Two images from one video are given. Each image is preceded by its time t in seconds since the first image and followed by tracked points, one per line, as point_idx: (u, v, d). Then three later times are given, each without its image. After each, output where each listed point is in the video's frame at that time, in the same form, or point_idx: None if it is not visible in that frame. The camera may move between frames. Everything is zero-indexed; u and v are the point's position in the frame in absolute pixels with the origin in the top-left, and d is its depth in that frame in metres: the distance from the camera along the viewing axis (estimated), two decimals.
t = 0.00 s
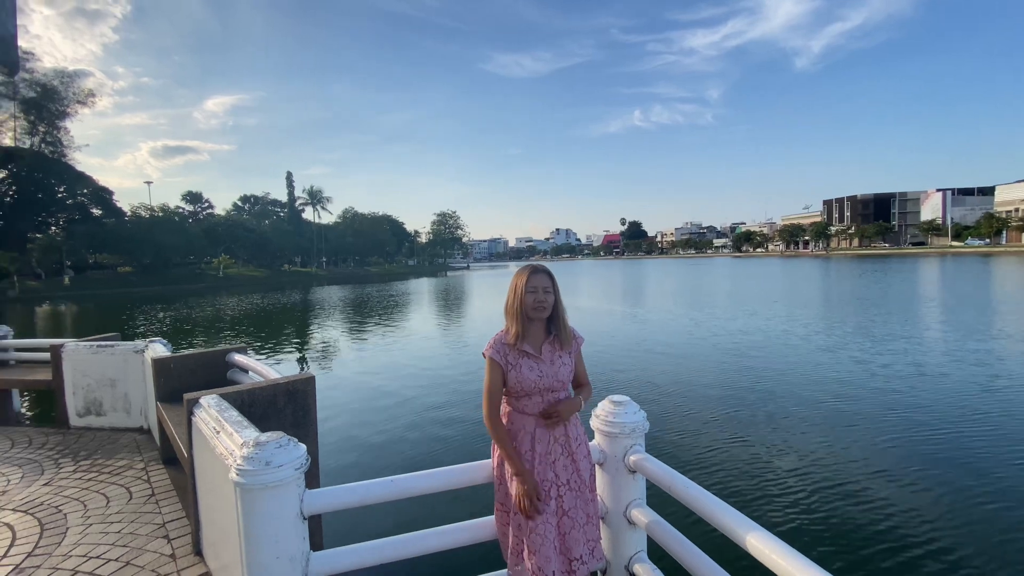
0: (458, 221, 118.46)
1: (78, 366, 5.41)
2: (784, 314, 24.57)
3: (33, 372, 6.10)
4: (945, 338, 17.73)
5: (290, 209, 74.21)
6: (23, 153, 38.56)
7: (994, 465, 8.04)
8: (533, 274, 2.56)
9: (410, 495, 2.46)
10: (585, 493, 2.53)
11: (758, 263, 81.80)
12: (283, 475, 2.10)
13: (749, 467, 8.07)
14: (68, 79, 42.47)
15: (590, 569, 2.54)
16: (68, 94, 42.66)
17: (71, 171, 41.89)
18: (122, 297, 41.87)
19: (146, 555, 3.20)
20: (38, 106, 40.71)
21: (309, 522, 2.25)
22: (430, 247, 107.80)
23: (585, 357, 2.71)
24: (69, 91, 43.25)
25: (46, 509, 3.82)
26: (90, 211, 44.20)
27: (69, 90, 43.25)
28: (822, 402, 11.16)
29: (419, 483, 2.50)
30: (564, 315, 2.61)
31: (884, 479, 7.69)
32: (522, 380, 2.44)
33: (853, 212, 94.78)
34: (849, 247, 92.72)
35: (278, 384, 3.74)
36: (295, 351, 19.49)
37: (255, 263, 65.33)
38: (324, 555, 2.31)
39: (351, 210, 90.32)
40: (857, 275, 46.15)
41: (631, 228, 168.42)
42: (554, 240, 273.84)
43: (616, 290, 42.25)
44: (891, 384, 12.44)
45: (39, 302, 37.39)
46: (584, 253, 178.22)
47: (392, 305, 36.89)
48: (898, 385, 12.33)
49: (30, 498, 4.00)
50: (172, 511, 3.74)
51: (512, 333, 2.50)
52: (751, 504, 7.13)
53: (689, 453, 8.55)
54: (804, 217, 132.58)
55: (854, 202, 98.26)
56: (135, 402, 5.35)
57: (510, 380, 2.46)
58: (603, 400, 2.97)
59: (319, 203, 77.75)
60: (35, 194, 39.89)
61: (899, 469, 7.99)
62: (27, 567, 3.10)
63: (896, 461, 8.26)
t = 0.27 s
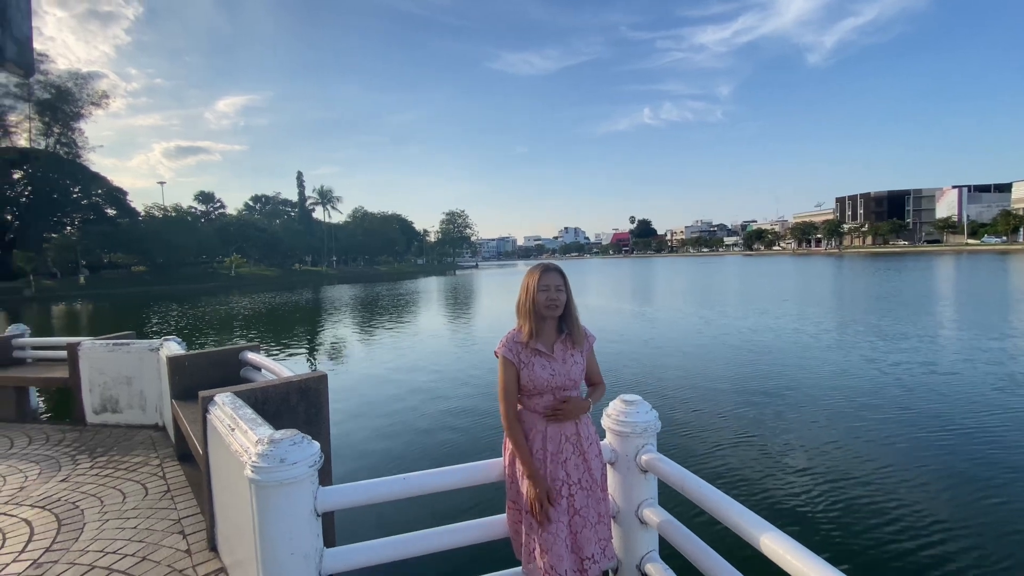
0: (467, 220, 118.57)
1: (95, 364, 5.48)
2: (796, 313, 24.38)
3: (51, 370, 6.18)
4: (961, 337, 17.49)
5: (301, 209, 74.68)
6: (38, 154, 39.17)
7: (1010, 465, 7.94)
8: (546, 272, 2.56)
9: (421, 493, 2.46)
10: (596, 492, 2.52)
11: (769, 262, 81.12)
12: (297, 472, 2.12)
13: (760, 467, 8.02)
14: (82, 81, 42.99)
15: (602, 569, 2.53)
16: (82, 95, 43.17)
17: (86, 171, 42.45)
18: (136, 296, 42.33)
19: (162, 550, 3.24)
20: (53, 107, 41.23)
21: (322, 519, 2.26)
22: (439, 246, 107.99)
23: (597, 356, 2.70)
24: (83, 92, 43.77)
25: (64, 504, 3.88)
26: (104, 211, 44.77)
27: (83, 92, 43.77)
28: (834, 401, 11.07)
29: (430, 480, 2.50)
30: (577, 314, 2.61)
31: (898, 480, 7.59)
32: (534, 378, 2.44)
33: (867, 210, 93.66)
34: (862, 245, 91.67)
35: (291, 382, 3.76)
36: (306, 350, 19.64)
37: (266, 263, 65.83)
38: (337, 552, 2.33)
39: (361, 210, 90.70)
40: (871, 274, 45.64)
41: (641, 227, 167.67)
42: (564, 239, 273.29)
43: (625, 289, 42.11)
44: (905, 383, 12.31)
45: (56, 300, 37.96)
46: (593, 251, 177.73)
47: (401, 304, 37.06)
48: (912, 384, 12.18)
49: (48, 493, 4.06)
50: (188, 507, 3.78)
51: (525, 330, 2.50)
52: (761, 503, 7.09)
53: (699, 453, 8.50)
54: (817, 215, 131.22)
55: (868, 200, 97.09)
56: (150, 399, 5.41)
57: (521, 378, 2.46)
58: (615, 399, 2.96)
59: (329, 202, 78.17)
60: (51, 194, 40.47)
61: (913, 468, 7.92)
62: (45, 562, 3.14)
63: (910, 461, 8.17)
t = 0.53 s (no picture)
0: (478, 219, 118.67)
1: (115, 362, 5.56)
2: (811, 311, 24.11)
3: (71, 367, 6.29)
4: (981, 336, 17.19)
5: (314, 208, 75.24)
6: (57, 155, 40.05)
7: None
8: (560, 270, 2.55)
9: (436, 490, 2.47)
10: (611, 491, 2.52)
11: (783, 260, 80.24)
12: (314, 468, 2.14)
13: (774, 466, 7.95)
14: (99, 83, 43.69)
15: (617, 568, 2.52)
16: (99, 96, 43.87)
17: (104, 172, 43.16)
18: (152, 294, 42.94)
19: (181, 545, 3.28)
20: (71, 109, 41.97)
21: (338, 515, 2.28)
22: (450, 244, 108.18)
23: (612, 355, 2.69)
24: (100, 94, 44.47)
25: (84, 499, 3.94)
26: (122, 211, 45.49)
27: (101, 94, 44.47)
28: (849, 400, 10.94)
29: (446, 477, 2.51)
30: (592, 312, 2.60)
31: (915, 481, 7.45)
32: (550, 375, 2.44)
33: (884, 207, 92.25)
34: (879, 243, 90.30)
35: (307, 379, 3.80)
36: (319, 348, 19.80)
37: (280, 262, 66.43)
38: (353, 548, 2.35)
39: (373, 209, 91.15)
40: (888, 272, 44.96)
41: (653, 225, 166.76)
42: (575, 238, 272.48)
43: (637, 288, 41.91)
44: (922, 382, 12.13)
45: (75, 299, 38.66)
46: (605, 250, 177.04)
47: (413, 303, 37.21)
48: (930, 384, 12.00)
49: (69, 488, 4.13)
50: (205, 503, 3.82)
51: (540, 328, 2.50)
52: (775, 503, 7.03)
53: (712, 451, 8.45)
54: (833, 212, 129.48)
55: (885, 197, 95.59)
56: (168, 396, 5.49)
57: (536, 375, 2.45)
58: (629, 398, 2.94)
59: (341, 201, 78.66)
60: (70, 194, 41.19)
61: (930, 468, 7.82)
62: (67, 556, 3.20)
63: (926, 461, 8.07)
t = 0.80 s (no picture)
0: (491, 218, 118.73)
1: (137, 358, 5.66)
2: (828, 310, 23.79)
3: (94, 362, 6.41)
4: (1004, 335, 16.85)
5: (328, 207, 75.82)
6: (79, 155, 40.87)
7: None
8: (576, 268, 2.55)
9: (453, 486, 2.49)
10: (628, 489, 2.51)
11: (800, 258, 79.18)
12: (333, 463, 2.16)
13: (790, 466, 7.88)
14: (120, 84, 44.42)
15: (633, 566, 2.51)
16: (120, 97, 44.61)
17: (125, 172, 43.92)
18: (171, 292, 43.66)
19: (202, 537, 3.34)
20: (93, 110, 42.73)
21: (357, 510, 2.30)
22: (463, 243, 108.34)
23: (629, 353, 2.68)
24: (121, 95, 45.21)
25: (109, 492, 4.03)
26: (142, 210, 46.26)
27: (121, 94, 45.21)
28: (867, 400, 10.80)
29: (462, 474, 2.53)
30: (608, 310, 2.59)
31: (931, 482, 7.36)
32: (567, 372, 2.44)
33: (904, 205, 90.52)
34: (899, 241, 88.68)
35: (324, 375, 3.84)
36: (334, 345, 19.98)
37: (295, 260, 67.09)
38: (372, 543, 2.37)
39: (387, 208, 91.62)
40: (908, 270, 44.17)
41: (667, 223, 165.55)
42: (589, 236, 271.49)
43: (651, 286, 41.67)
44: (942, 382, 11.94)
45: (97, 296, 39.41)
46: (619, 248, 176.14)
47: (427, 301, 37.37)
48: (950, 384, 11.80)
49: (93, 481, 4.22)
50: (225, 496, 3.88)
51: (556, 325, 2.51)
52: (791, 503, 6.97)
53: (726, 451, 8.40)
54: (852, 209, 127.42)
55: (906, 194, 93.80)
56: (189, 392, 5.58)
57: (553, 372, 2.46)
58: (646, 396, 2.93)
59: (356, 200, 79.19)
60: (92, 194, 42.08)
61: (949, 470, 7.70)
62: (91, 547, 3.26)
63: (946, 462, 7.95)
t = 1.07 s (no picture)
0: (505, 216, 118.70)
1: (161, 353, 5.78)
2: (848, 309, 23.40)
3: (120, 356, 6.55)
4: None
5: (345, 205, 76.44)
6: (103, 155, 41.75)
7: None
8: (593, 266, 2.55)
9: (470, 481, 2.51)
10: (645, 487, 2.50)
11: (820, 256, 77.84)
12: (353, 458, 2.19)
13: (806, 465, 7.79)
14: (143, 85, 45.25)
15: (651, 565, 2.50)
16: (143, 98, 45.45)
17: (147, 171, 44.79)
18: (192, 289, 44.37)
19: (224, 528, 3.41)
20: (117, 111, 43.62)
21: (376, 504, 2.33)
22: (477, 241, 108.43)
23: (646, 351, 2.67)
24: (144, 96, 46.06)
25: (134, 483, 4.12)
26: (164, 209, 47.07)
27: (144, 96, 46.06)
28: (887, 399, 10.62)
29: (479, 469, 2.54)
30: (625, 308, 2.58)
31: (952, 484, 7.23)
32: (584, 368, 2.44)
33: (929, 202, 88.46)
34: (923, 239, 86.72)
35: (343, 371, 3.88)
36: (350, 342, 20.17)
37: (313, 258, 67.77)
38: (390, 537, 2.40)
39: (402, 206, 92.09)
40: (932, 268, 43.21)
41: (683, 221, 164.00)
42: (605, 234, 270.04)
43: (667, 284, 41.34)
44: (966, 381, 11.69)
45: (120, 293, 40.26)
46: (634, 246, 174.96)
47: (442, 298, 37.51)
48: (974, 383, 11.56)
49: (119, 472, 4.32)
50: (247, 489, 3.96)
51: (573, 322, 2.51)
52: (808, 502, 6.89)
53: (742, 449, 8.33)
54: (874, 206, 124.98)
55: (930, 190, 91.66)
56: (210, 386, 5.68)
57: (570, 368, 2.46)
58: (664, 395, 2.91)
59: (371, 199, 79.73)
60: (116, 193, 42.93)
61: (972, 471, 7.55)
62: (117, 537, 3.34)
63: (969, 463, 7.79)
